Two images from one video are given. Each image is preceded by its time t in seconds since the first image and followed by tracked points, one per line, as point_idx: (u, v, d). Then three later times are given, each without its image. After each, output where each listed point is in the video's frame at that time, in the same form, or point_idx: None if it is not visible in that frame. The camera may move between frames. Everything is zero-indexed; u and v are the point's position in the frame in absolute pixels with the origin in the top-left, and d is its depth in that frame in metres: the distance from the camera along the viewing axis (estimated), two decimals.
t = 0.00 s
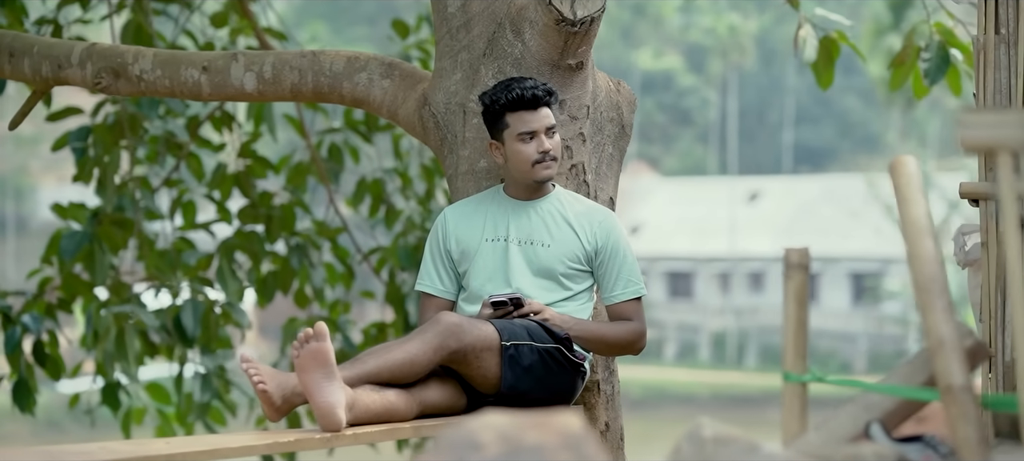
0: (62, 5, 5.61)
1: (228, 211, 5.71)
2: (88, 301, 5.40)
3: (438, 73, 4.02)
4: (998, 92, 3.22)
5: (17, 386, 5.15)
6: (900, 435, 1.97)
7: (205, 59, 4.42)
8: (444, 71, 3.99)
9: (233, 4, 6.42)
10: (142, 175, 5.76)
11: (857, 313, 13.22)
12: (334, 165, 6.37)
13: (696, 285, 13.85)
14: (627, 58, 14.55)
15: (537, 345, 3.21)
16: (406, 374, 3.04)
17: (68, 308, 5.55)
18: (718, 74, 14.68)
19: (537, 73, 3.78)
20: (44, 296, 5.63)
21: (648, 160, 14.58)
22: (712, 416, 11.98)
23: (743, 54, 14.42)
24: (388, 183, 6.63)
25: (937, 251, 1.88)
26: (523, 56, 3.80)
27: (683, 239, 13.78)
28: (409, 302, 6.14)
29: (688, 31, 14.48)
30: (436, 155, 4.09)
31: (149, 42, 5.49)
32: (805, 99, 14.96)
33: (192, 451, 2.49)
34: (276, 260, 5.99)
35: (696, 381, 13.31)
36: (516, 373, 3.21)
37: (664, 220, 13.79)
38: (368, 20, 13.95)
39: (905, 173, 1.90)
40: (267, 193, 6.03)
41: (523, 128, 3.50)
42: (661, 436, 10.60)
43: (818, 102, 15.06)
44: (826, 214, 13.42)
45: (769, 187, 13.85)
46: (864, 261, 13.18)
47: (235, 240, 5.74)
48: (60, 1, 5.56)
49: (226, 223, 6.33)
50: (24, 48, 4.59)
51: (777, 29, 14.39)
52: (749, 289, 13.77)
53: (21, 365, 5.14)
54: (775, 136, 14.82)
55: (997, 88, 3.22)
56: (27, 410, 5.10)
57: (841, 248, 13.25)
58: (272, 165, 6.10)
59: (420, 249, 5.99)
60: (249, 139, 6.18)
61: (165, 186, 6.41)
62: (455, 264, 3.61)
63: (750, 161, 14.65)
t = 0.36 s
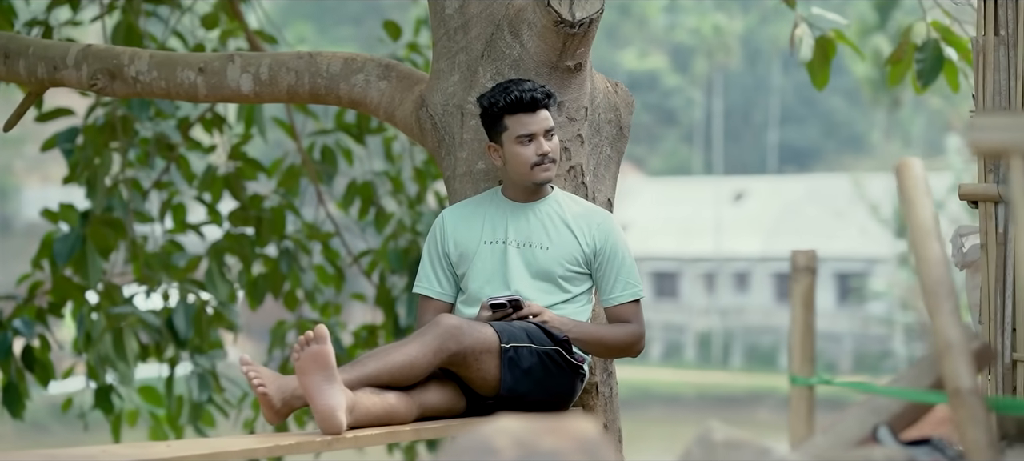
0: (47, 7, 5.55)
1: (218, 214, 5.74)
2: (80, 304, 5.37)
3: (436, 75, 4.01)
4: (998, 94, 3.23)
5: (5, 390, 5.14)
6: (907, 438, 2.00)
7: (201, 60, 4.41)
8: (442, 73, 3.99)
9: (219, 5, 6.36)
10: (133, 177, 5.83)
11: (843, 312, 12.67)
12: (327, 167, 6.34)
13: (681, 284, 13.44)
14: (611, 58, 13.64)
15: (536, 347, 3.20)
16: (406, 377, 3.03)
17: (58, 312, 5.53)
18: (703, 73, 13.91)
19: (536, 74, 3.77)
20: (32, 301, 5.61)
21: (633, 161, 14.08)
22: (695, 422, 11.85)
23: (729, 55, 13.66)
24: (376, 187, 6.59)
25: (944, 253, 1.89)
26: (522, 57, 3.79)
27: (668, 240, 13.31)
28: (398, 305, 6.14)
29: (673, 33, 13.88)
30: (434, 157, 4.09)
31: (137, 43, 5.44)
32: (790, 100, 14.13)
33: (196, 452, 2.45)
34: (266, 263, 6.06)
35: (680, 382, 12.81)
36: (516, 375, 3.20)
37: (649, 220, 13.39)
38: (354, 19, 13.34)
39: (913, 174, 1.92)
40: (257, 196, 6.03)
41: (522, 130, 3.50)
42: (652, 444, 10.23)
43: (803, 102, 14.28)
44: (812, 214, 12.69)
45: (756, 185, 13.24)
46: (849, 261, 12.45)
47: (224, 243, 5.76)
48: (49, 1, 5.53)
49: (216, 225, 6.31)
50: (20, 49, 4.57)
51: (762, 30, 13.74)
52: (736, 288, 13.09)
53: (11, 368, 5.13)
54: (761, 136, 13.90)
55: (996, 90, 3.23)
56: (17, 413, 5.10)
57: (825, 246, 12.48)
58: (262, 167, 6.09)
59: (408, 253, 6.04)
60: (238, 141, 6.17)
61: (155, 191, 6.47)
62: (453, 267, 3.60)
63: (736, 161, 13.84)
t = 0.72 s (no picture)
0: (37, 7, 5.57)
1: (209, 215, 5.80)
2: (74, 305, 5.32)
3: (433, 74, 4.00)
4: (998, 93, 3.24)
5: None
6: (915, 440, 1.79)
7: (198, 60, 4.40)
8: (439, 72, 3.98)
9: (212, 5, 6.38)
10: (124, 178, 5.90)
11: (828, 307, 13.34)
12: (317, 167, 6.43)
13: (668, 285, 14.85)
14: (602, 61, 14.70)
15: (537, 347, 3.19)
16: (407, 377, 3.02)
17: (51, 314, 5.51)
18: (689, 74, 15.28)
19: (534, 74, 3.77)
20: (25, 303, 5.60)
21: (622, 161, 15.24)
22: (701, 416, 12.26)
23: (715, 54, 15.00)
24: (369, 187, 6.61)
25: (949, 252, 1.77)
26: (521, 57, 3.78)
27: (656, 238, 14.56)
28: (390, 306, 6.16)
29: (660, 32, 15.15)
30: (431, 156, 4.08)
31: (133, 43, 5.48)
32: (776, 100, 15.62)
33: (196, 452, 2.42)
34: (256, 264, 6.13)
35: (673, 382, 13.93)
36: (516, 375, 3.19)
37: (636, 220, 14.70)
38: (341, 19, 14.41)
39: (917, 174, 1.78)
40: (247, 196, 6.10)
41: (521, 130, 3.48)
42: (667, 442, 10.34)
43: (790, 102, 15.74)
44: (799, 214, 14.40)
45: (742, 186, 14.86)
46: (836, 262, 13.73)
47: (214, 244, 5.82)
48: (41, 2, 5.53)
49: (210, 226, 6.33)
50: (16, 49, 4.57)
51: (747, 30, 15.20)
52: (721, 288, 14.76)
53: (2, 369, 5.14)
54: (747, 137, 15.56)
55: (996, 90, 3.24)
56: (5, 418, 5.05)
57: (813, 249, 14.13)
58: (253, 168, 6.16)
59: (401, 253, 6.10)
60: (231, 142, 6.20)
61: (146, 192, 6.50)
62: (452, 267, 3.59)
63: (723, 161, 15.46)
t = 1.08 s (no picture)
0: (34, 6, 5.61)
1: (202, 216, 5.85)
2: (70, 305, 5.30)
3: (434, 73, 3.99)
4: (1000, 92, 3.25)
5: None
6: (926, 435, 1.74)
7: (198, 58, 4.39)
8: (440, 71, 3.97)
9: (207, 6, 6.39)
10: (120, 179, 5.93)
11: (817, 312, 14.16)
12: (311, 168, 6.44)
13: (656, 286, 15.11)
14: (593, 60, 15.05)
15: (539, 346, 3.20)
16: (409, 377, 3.01)
17: (47, 314, 5.49)
18: (676, 73, 15.70)
19: (536, 73, 3.76)
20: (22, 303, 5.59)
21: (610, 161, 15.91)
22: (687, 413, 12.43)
23: (702, 54, 15.50)
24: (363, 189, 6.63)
25: (960, 250, 1.78)
26: (522, 56, 3.78)
27: (645, 238, 14.86)
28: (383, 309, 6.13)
29: (647, 32, 15.43)
30: (432, 156, 4.08)
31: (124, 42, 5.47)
32: (764, 100, 16.04)
33: (202, 452, 2.41)
34: (250, 265, 6.15)
35: (662, 381, 14.20)
36: (518, 375, 3.18)
37: (628, 219, 14.95)
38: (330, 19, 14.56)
39: (926, 173, 1.80)
40: (241, 197, 6.16)
41: (522, 130, 3.48)
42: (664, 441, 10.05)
43: (777, 103, 16.10)
44: (789, 214, 14.58)
45: (730, 186, 15.25)
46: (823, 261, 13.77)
47: (207, 244, 5.89)
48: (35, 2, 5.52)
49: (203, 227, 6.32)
50: (15, 48, 4.55)
51: (735, 30, 15.85)
52: (710, 289, 14.92)
53: None
54: (734, 137, 16.12)
55: (998, 89, 3.25)
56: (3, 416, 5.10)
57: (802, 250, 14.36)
58: (248, 169, 6.21)
59: (395, 254, 6.06)
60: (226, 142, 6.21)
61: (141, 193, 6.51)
62: (453, 267, 3.58)
63: (711, 162, 16.07)
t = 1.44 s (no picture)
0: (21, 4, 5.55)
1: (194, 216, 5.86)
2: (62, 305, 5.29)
3: (431, 72, 3.99)
4: (998, 91, 3.28)
5: None
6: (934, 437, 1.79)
7: (193, 57, 4.37)
8: (437, 70, 3.96)
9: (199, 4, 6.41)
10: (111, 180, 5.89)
11: (801, 310, 14.64)
12: (301, 168, 6.46)
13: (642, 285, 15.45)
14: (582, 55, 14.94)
15: (538, 345, 3.19)
16: (409, 376, 3.01)
17: (37, 314, 5.47)
18: (659, 74, 16.27)
19: (533, 72, 3.76)
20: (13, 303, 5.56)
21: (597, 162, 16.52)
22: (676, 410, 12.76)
23: (686, 54, 16.08)
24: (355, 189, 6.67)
25: (964, 248, 1.79)
26: (520, 55, 3.78)
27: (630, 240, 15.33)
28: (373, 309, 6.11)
29: (632, 32, 15.93)
30: (428, 155, 4.07)
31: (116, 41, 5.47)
32: (749, 100, 16.27)
33: (202, 452, 2.40)
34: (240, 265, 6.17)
35: (648, 380, 14.53)
36: (517, 374, 3.17)
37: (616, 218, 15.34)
38: (313, 19, 15.03)
39: (930, 175, 1.78)
40: (232, 198, 6.16)
41: (519, 129, 3.47)
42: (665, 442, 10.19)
43: (760, 103, 16.29)
44: (775, 214, 14.99)
45: (714, 187, 15.61)
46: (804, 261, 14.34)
47: (199, 244, 5.90)
48: None
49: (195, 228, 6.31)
50: (9, 47, 4.54)
51: (719, 31, 16.17)
52: (694, 289, 15.35)
53: None
54: (718, 137, 16.63)
55: (997, 87, 3.28)
56: None
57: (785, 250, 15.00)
58: (239, 169, 6.19)
59: (386, 255, 6.07)
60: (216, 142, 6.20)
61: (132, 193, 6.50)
62: (451, 266, 3.57)
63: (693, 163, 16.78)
